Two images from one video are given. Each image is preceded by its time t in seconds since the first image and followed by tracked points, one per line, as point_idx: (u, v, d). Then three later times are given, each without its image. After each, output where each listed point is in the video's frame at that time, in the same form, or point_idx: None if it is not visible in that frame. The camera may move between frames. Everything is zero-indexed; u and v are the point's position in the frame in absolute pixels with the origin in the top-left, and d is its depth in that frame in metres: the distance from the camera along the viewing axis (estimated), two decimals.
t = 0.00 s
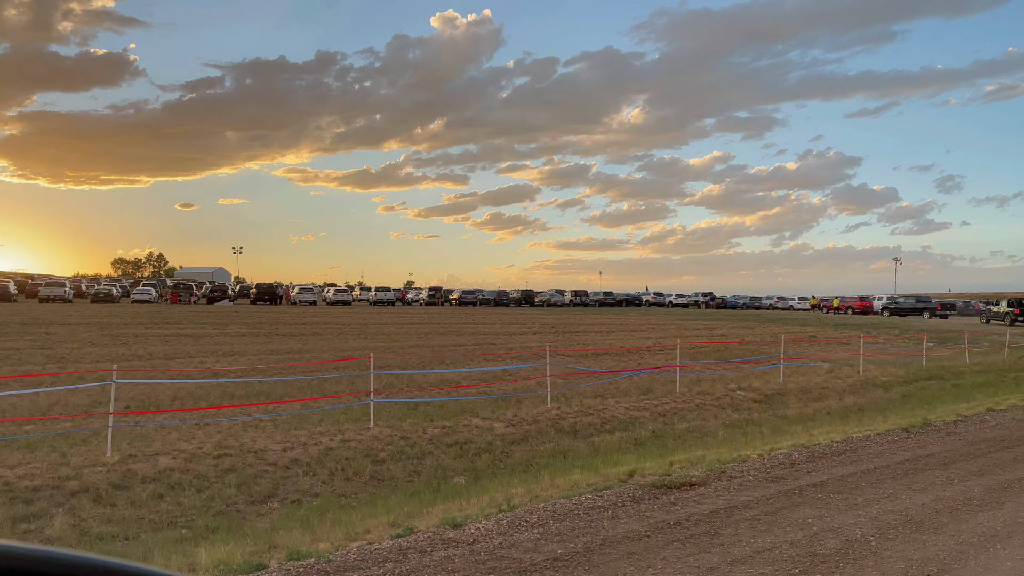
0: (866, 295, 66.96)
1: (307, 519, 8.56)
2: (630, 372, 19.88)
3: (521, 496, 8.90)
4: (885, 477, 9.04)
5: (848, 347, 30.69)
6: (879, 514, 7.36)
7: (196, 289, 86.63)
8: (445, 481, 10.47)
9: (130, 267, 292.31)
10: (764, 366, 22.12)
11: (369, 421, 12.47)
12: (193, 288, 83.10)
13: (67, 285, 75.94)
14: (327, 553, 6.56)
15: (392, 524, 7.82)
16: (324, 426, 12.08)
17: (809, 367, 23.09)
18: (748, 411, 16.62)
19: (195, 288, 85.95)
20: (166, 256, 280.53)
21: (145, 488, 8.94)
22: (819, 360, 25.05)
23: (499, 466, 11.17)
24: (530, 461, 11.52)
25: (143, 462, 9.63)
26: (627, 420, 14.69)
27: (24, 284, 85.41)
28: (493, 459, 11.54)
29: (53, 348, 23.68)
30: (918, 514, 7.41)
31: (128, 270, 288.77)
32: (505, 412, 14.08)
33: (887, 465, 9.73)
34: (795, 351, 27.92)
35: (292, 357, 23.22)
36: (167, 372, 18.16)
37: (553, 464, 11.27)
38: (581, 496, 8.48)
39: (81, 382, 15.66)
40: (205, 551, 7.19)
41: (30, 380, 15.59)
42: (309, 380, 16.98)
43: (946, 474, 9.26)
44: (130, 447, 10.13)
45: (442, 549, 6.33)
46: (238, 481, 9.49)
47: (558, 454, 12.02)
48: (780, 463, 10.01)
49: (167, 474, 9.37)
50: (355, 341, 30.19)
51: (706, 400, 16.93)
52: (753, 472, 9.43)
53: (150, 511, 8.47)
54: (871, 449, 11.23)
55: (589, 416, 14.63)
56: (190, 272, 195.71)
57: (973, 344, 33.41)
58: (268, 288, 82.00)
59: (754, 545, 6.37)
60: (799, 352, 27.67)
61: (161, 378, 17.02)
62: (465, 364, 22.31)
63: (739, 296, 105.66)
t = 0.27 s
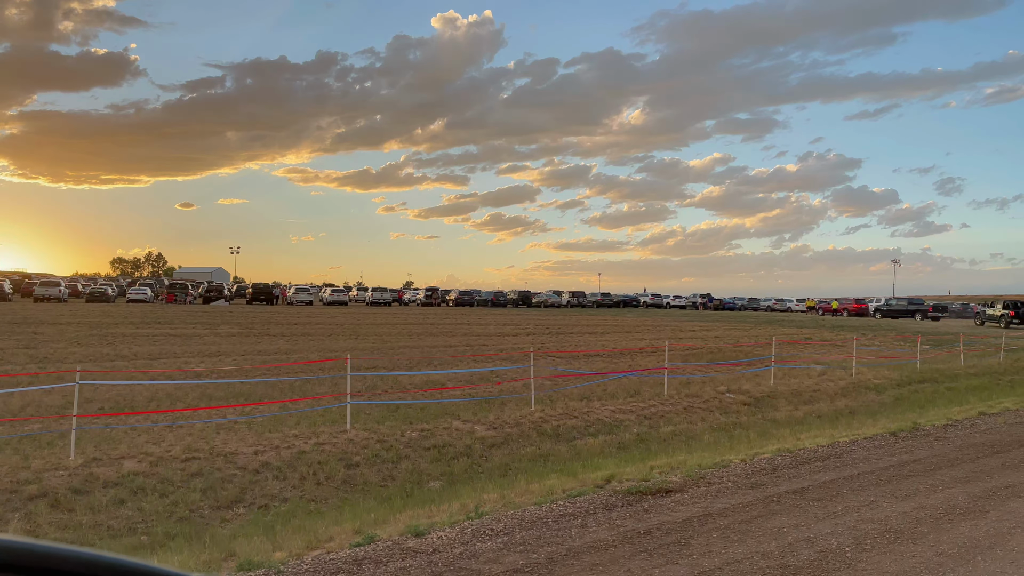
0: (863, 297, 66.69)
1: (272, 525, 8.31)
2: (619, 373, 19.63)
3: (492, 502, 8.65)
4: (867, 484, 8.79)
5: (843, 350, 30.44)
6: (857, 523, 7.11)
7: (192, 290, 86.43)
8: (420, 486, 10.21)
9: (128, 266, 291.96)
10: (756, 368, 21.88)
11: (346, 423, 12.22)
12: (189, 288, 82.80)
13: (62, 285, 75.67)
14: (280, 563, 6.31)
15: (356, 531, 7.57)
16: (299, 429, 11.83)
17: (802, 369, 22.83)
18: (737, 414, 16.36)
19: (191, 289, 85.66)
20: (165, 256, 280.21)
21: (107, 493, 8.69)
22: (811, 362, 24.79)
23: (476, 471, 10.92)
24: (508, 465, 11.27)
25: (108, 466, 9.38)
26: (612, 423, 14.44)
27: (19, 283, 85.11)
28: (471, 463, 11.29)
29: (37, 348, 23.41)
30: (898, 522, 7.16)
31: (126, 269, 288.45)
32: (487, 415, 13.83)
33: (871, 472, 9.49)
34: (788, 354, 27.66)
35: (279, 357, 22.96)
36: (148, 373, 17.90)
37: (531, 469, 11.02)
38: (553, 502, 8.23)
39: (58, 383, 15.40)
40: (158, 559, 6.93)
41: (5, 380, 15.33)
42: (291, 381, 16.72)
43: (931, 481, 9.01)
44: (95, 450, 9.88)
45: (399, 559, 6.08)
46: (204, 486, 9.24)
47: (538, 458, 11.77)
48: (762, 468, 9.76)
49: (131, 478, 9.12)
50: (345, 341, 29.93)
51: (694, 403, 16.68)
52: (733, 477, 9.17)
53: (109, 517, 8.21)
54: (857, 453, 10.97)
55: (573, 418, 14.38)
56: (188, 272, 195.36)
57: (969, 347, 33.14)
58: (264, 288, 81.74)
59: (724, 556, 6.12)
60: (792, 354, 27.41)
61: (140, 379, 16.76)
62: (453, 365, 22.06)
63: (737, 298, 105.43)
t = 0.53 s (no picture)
0: (861, 299, 66.43)
1: (236, 531, 8.06)
2: (608, 375, 19.39)
3: (463, 508, 8.39)
4: (850, 490, 8.54)
5: (838, 352, 30.18)
6: (835, 532, 6.86)
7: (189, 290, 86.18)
8: (394, 491, 9.94)
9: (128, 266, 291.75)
10: (747, 370, 21.62)
11: (322, 425, 11.96)
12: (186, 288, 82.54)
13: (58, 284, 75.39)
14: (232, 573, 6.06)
15: (319, 539, 7.32)
16: (274, 431, 11.58)
17: (794, 371, 22.58)
18: (725, 416, 16.11)
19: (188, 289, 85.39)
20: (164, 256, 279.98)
21: (67, 498, 8.44)
22: (804, 364, 24.54)
23: (453, 475, 10.67)
24: (487, 470, 11.01)
25: (71, 470, 9.13)
26: (596, 426, 14.20)
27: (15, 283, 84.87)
28: (449, 466, 11.03)
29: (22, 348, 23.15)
30: (878, 532, 6.91)
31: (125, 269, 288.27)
32: (469, 417, 13.58)
33: (855, 477, 9.24)
34: (782, 355, 27.41)
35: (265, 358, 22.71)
36: (129, 373, 17.64)
37: (510, 473, 10.76)
38: (525, 508, 7.97)
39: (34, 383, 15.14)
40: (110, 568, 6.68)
41: None
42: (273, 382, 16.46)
43: (916, 487, 8.76)
44: (60, 453, 9.63)
45: (354, 569, 5.83)
46: (170, 491, 8.99)
47: (518, 462, 11.52)
48: (744, 473, 9.51)
49: (94, 482, 8.87)
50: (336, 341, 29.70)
51: (682, 405, 16.42)
52: (712, 482, 8.92)
53: (67, 523, 7.96)
54: (843, 458, 10.72)
55: (558, 421, 14.13)
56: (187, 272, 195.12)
57: (965, 349, 32.88)
58: (261, 288, 81.49)
59: (693, 566, 5.88)
60: (786, 356, 27.16)
61: (120, 380, 16.50)
62: (441, 366, 21.80)
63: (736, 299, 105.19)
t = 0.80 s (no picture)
0: (860, 301, 66.06)
1: (196, 539, 7.78)
2: (595, 377, 19.12)
3: (432, 515, 8.12)
4: (832, 496, 8.27)
5: (833, 353, 29.89)
6: (812, 541, 6.60)
7: (186, 290, 85.95)
8: (366, 496, 9.68)
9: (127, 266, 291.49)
10: (740, 372, 21.37)
11: (298, 428, 11.68)
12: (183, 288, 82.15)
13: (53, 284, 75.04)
14: None
15: (277, 547, 7.06)
16: (248, 434, 11.30)
17: (788, 373, 22.29)
18: (714, 419, 15.82)
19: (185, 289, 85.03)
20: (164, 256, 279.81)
21: (25, 504, 8.18)
22: (798, 366, 24.27)
23: (429, 480, 10.38)
24: (464, 474, 10.75)
25: (32, 475, 8.87)
26: (581, 429, 13.94)
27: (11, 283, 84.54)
28: (426, 471, 10.77)
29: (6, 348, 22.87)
30: (857, 541, 6.64)
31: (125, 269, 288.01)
32: (451, 420, 13.30)
33: (838, 483, 8.97)
34: (777, 357, 27.11)
35: (251, 359, 22.44)
36: (109, 374, 17.38)
37: (487, 478, 10.47)
38: (495, 515, 7.69)
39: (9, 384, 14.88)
40: None
41: None
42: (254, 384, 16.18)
43: (901, 494, 8.50)
44: (22, 457, 9.37)
45: None
46: (132, 496, 8.71)
47: (497, 467, 11.25)
48: (724, 478, 9.25)
49: (54, 488, 8.61)
50: (325, 342, 29.45)
51: (671, 408, 16.16)
52: (691, 488, 8.66)
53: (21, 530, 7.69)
54: (829, 463, 10.45)
55: (541, 424, 13.85)
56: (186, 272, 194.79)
57: (962, 351, 32.57)
58: (258, 288, 81.17)
59: None
60: (781, 358, 26.86)
61: (99, 381, 16.23)
62: (429, 367, 21.54)
63: (735, 300, 104.89)
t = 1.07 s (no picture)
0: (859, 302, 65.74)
1: (154, 546, 7.52)
2: (584, 378, 18.87)
3: (400, 522, 7.86)
4: (814, 503, 8.01)
5: (829, 354, 29.61)
6: (788, 551, 6.34)
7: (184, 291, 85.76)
8: (338, 501, 9.41)
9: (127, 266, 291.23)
10: (732, 373, 21.11)
11: (273, 430, 11.42)
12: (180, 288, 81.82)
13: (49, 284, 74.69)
14: None
15: (232, 556, 6.78)
16: (221, 436, 11.04)
17: (781, 375, 22.02)
18: (704, 421, 15.56)
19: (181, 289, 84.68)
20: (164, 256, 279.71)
21: None
22: (792, 367, 24.01)
23: (404, 484, 10.12)
24: (441, 479, 10.49)
25: None
26: (566, 431, 13.68)
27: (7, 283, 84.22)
28: (402, 475, 10.51)
29: None
30: (834, 551, 6.38)
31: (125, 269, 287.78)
32: (432, 422, 13.04)
33: (821, 489, 8.71)
34: (772, 358, 26.83)
35: (238, 359, 22.18)
36: (90, 375, 17.12)
37: (464, 482, 10.22)
38: (465, 522, 7.43)
39: None
40: None
41: None
42: (236, 386, 15.93)
43: (885, 499, 8.24)
44: None
45: None
46: (94, 501, 8.45)
47: (476, 470, 10.99)
48: (705, 483, 8.99)
49: (13, 493, 8.35)
50: (316, 342, 29.19)
51: (659, 410, 15.90)
52: (669, 494, 8.40)
53: None
54: (815, 467, 10.18)
55: (526, 426, 13.60)
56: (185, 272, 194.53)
57: (960, 352, 32.30)
58: (255, 289, 80.87)
59: None
60: (776, 359, 26.58)
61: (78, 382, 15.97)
62: (417, 369, 21.27)
63: (734, 300, 104.59)
